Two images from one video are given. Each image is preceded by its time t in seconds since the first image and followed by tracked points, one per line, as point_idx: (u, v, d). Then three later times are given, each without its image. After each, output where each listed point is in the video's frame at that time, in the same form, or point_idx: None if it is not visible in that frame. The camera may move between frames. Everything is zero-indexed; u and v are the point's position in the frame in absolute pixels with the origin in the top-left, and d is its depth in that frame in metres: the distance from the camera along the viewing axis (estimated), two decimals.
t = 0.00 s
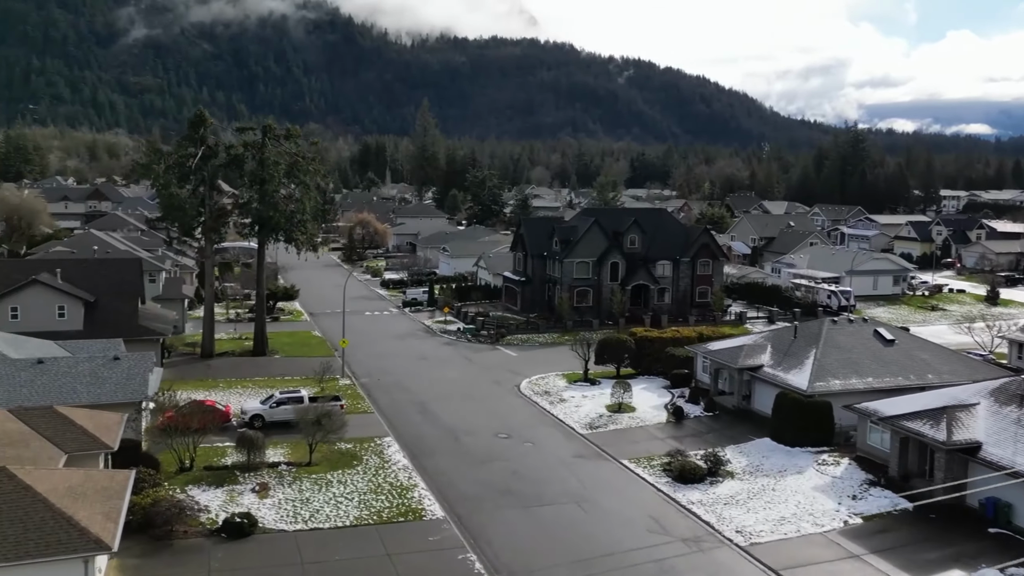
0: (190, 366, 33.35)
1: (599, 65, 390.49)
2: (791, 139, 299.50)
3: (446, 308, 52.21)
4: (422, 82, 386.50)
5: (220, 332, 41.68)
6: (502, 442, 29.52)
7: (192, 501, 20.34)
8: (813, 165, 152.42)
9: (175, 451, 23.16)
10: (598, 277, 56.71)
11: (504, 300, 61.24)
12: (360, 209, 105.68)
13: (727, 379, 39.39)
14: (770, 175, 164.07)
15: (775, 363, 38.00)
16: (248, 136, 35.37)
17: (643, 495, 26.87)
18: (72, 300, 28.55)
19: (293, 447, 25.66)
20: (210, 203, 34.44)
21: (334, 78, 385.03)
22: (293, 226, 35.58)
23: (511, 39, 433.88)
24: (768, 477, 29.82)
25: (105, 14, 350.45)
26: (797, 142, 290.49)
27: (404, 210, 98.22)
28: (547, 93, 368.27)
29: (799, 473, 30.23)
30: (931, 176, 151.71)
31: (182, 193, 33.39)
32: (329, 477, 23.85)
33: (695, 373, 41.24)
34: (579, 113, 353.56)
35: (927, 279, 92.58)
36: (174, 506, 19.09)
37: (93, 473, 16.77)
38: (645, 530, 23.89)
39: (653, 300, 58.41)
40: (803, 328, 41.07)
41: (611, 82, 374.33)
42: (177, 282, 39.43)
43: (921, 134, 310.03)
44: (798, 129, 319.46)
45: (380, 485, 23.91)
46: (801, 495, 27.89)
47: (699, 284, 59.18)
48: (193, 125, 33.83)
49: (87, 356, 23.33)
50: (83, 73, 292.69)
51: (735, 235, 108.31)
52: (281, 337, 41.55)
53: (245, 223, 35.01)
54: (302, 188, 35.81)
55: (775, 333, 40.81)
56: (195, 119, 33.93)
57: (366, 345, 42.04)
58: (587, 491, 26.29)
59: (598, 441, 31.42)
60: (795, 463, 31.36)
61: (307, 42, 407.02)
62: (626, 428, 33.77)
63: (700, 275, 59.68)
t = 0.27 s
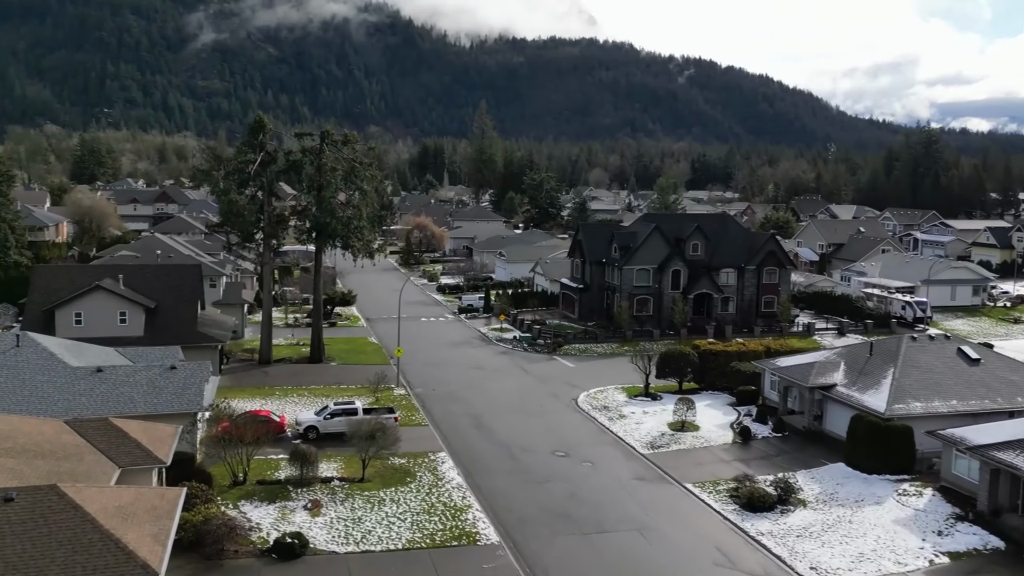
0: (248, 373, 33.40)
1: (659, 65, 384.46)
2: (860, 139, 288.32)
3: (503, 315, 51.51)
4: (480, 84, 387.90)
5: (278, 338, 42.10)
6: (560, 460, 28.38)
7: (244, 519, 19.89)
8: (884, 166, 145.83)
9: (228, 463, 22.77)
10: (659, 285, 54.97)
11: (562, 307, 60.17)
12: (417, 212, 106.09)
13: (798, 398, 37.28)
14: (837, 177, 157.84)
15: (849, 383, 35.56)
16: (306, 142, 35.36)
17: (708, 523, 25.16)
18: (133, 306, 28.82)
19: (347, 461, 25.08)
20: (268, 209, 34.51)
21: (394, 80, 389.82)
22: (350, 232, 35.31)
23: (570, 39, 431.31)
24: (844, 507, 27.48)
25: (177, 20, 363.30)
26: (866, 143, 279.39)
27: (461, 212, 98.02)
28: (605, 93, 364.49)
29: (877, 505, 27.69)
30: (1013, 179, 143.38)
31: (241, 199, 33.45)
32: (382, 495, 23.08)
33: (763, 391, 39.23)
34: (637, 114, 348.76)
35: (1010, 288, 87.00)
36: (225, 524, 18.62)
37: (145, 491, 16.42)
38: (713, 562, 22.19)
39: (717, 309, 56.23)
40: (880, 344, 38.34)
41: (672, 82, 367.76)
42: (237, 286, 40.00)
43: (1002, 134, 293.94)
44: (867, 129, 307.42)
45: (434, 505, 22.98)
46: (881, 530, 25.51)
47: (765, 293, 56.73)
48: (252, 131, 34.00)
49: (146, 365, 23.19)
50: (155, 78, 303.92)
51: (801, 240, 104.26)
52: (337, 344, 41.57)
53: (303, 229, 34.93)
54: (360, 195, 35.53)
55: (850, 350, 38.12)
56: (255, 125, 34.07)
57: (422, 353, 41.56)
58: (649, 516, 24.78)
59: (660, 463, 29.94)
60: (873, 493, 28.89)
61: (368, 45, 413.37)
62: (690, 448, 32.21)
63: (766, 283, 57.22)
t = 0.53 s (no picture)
0: (304, 380, 33.30)
1: (720, 64, 376.55)
2: (934, 140, 275.84)
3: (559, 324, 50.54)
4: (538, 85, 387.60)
5: (335, 343, 42.17)
6: (619, 482, 27.14)
7: (294, 538, 19.34)
8: (962, 168, 138.45)
9: (280, 477, 22.28)
10: (722, 294, 52.89)
11: (620, 315, 58.86)
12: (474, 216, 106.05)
13: (875, 420, 34.47)
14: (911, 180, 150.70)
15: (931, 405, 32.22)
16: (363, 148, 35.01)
17: (778, 557, 23.24)
18: (192, 312, 29.04)
19: (400, 476, 24.44)
20: (325, 216, 34.33)
21: (452, 82, 392.74)
22: (405, 239, 34.88)
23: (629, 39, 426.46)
24: (927, 542, 24.70)
25: (244, 26, 374.41)
26: (941, 143, 267.00)
27: (518, 216, 97.48)
28: (665, 93, 359.00)
29: (964, 540, 24.75)
30: None
31: (298, 206, 33.34)
32: (435, 515, 22.26)
33: (836, 410, 36.70)
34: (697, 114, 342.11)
35: None
36: (275, 545, 17.89)
37: (193, 511, 15.67)
38: None
39: (783, 319, 53.75)
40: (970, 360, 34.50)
41: (733, 81, 359.33)
42: (295, 291, 40.26)
43: None
44: (942, 129, 293.68)
45: (488, 528, 22.04)
46: (968, 570, 22.74)
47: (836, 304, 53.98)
48: (310, 137, 33.74)
49: (202, 374, 22.96)
50: (223, 82, 313.65)
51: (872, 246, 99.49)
52: (393, 351, 41.30)
53: (359, 236, 34.67)
54: (416, 201, 35.05)
55: (933, 368, 34.37)
56: (312, 131, 33.76)
57: (478, 363, 40.92)
58: (717, 546, 23.19)
59: (724, 487, 28.29)
60: (959, 527, 25.81)
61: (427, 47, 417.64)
62: (758, 471, 30.34)
63: (836, 294, 54.44)
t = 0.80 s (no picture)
0: (361, 389, 33.05)
1: (785, 63, 366.30)
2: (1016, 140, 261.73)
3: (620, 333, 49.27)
4: (597, 85, 384.54)
5: (392, 350, 41.92)
6: (684, 506, 25.79)
7: (345, 559, 18.73)
8: None
9: (334, 492, 21.66)
10: (790, 303, 50.51)
11: (682, 324, 57.17)
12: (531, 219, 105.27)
13: (962, 446, 31.53)
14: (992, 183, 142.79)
15: None
16: (420, 153, 34.57)
17: None
18: (251, 319, 29.18)
19: (455, 493, 23.67)
20: (383, 222, 33.99)
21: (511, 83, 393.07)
22: (462, 245, 34.25)
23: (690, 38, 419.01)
24: None
25: (309, 30, 383.29)
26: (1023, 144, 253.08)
27: (576, 220, 96.33)
28: (727, 92, 351.21)
29: None
30: None
31: (356, 212, 33.11)
32: (490, 537, 21.36)
33: (916, 433, 33.92)
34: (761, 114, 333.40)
35: None
36: (326, 567, 17.15)
37: (242, 531, 14.52)
38: None
39: (856, 331, 50.95)
40: None
41: (799, 79, 348.45)
42: (353, 297, 40.31)
43: None
44: None
45: (546, 553, 20.99)
46: None
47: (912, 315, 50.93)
48: (368, 142, 33.37)
49: (258, 384, 22.66)
50: (288, 85, 321.59)
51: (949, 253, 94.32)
52: (450, 358, 40.76)
53: (416, 242, 34.17)
54: (473, 207, 34.36)
55: None
56: (370, 137, 33.45)
57: (536, 372, 40.06)
58: None
59: (795, 514, 26.47)
60: None
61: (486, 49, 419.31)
62: (832, 498, 28.18)
63: (913, 305, 51.34)
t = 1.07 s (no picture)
0: (418, 397, 32.58)
1: (855, 61, 353.54)
2: None
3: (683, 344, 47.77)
4: (657, 86, 379.06)
5: (450, 356, 41.60)
6: (754, 533, 24.19)
7: None
8: None
9: (388, 509, 21.06)
10: (864, 315, 47.81)
11: (748, 334, 55.23)
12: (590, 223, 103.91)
13: None
14: None
15: None
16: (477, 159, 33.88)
17: None
18: (309, 326, 29.12)
19: (513, 513, 22.72)
20: (440, 228, 33.46)
21: (571, 84, 390.86)
22: (520, 253, 33.49)
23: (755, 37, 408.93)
24: None
25: (371, 34, 389.74)
26: None
27: (637, 224, 94.63)
28: (792, 91, 340.82)
29: None
30: None
31: (412, 218, 32.61)
32: (547, 563, 20.30)
33: (1006, 458, 30.30)
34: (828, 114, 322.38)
35: None
36: None
37: (292, 553, 13.59)
38: None
39: (935, 346, 47.72)
40: None
41: (869, 77, 335.65)
42: (411, 303, 40.11)
43: None
44: None
45: None
46: None
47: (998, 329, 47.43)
48: (426, 148, 32.76)
49: (313, 394, 22.28)
50: (352, 88, 327.62)
51: None
52: (508, 367, 40.08)
53: (473, 249, 33.52)
54: (531, 214, 33.58)
55: None
56: (428, 142, 32.79)
57: (596, 383, 39.00)
58: None
59: (874, 545, 24.38)
60: None
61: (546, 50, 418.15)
62: (913, 530, 25.63)
63: (999, 318, 47.80)
